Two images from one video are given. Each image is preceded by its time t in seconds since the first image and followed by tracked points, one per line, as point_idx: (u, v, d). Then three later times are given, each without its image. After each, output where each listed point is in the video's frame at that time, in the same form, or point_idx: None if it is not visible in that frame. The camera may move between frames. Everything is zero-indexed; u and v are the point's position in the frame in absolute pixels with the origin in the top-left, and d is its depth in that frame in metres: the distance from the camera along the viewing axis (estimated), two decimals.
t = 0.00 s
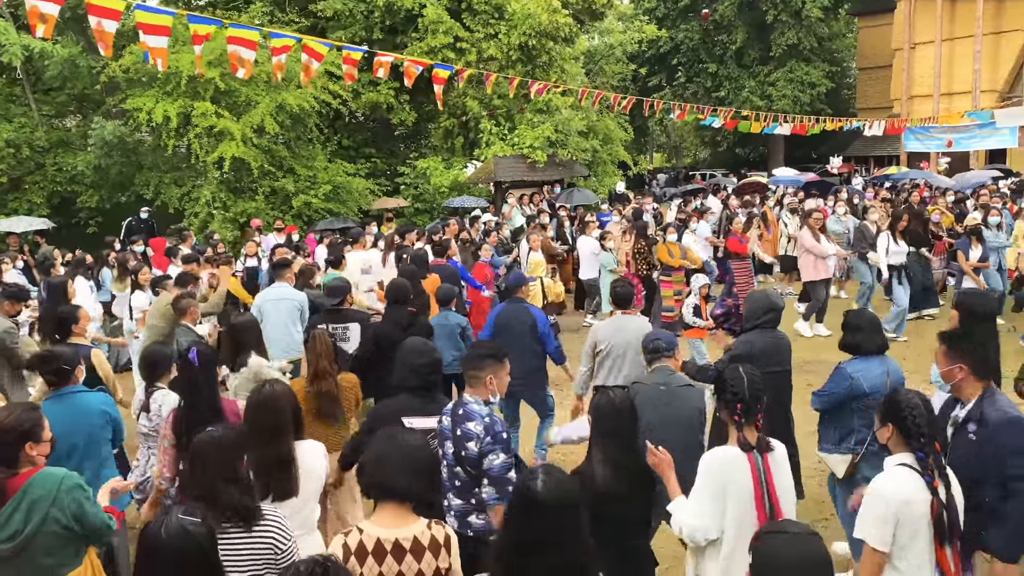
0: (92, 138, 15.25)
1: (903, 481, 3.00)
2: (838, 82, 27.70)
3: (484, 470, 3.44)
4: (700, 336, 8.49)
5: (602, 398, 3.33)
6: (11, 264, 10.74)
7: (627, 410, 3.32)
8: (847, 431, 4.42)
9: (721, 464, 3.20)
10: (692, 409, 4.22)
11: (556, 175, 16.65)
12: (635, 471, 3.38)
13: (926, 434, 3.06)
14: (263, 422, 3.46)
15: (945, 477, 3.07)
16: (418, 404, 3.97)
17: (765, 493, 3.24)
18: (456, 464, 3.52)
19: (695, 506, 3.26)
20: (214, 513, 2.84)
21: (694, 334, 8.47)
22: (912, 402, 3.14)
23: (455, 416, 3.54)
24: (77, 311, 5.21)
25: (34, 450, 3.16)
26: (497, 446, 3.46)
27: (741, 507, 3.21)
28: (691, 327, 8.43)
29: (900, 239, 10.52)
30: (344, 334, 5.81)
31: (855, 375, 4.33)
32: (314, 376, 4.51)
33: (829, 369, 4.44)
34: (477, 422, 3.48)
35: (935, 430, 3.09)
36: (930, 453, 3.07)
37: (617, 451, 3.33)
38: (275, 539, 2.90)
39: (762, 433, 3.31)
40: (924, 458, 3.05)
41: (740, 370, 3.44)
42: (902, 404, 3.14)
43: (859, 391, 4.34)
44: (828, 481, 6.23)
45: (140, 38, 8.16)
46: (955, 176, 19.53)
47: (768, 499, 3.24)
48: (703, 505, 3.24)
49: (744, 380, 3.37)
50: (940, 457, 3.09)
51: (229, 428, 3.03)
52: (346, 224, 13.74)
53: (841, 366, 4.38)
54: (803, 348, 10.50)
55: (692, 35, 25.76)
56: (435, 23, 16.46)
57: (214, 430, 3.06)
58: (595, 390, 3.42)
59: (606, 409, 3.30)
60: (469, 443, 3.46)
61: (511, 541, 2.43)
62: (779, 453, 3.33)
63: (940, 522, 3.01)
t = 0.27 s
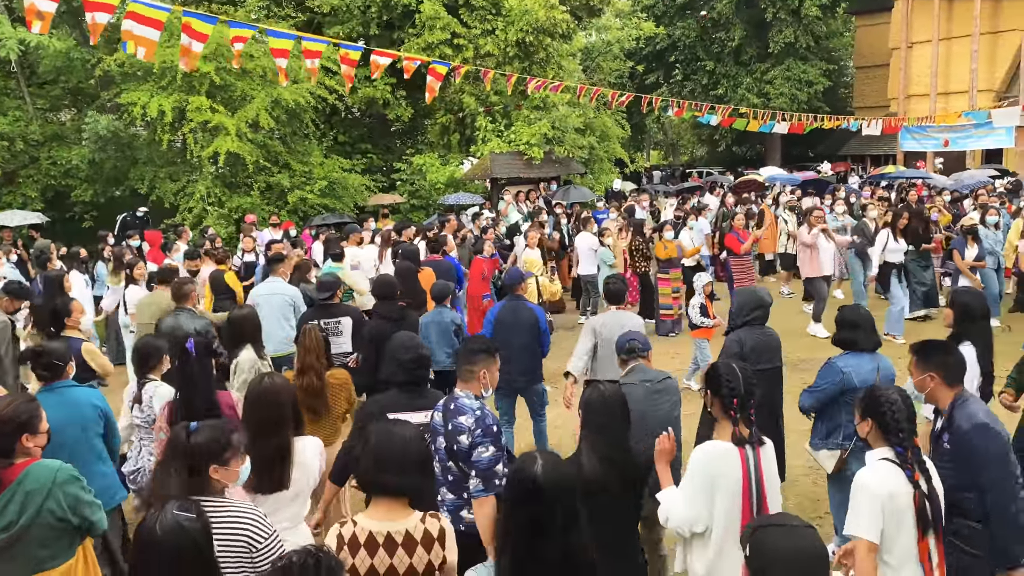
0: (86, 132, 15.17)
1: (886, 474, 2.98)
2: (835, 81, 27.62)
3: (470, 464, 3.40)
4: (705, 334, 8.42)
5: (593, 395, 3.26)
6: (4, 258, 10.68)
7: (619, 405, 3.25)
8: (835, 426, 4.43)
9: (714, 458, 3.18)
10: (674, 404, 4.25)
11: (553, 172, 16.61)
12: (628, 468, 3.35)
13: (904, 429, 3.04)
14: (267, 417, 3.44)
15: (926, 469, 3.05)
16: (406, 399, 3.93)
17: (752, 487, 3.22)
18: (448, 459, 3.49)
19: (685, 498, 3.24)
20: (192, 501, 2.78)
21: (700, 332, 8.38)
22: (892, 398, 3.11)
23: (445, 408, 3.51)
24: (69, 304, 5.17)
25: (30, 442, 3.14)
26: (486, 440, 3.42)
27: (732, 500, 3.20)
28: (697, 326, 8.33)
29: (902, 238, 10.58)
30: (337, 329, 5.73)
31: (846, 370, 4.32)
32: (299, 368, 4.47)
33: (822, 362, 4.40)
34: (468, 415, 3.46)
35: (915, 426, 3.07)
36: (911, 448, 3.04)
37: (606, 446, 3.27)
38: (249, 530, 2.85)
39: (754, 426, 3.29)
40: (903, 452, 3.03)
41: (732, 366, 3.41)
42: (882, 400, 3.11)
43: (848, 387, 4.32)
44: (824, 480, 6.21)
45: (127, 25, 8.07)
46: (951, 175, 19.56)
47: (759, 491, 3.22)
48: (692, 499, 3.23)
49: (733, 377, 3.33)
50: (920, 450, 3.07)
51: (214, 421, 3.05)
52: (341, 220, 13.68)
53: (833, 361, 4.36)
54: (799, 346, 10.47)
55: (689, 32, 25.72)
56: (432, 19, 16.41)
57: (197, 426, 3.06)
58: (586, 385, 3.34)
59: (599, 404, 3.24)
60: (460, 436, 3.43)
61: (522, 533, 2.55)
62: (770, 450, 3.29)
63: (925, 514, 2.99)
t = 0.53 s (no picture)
0: (85, 129, 15.16)
1: (873, 475, 2.99)
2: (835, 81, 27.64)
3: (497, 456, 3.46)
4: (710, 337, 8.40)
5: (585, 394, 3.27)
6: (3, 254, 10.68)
7: (609, 405, 3.25)
8: (823, 425, 4.45)
9: (704, 458, 3.18)
10: (648, 400, 4.24)
11: (552, 171, 16.61)
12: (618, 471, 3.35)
13: (895, 430, 3.05)
14: (260, 416, 3.45)
15: (917, 473, 3.04)
16: (384, 405, 3.92)
17: (746, 489, 3.23)
18: (458, 457, 3.50)
19: (675, 498, 3.25)
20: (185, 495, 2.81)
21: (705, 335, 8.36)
22: (885, 399, 3.11)
23: (453, 406, 3.50)
24: (62, 302, 5.18)
25: (26, 439, 3.18)
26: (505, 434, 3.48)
27: (722, 500, 3.21)
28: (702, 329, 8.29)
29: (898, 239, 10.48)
30: (329, 327, 5.72)
31: (832, 367, 4.33)
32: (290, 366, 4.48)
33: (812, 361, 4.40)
34: (480, 412, 3.48)
35: (906, 426, 3.08)
36: (902, 448, 3.06)
37: (595, 443, 3.29)
38: (224, 533, 2.85)
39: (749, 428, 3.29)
40: (893, 454, 3.04)
41: (729, 368, 3.41)
42: (874, 401, 3.12)
43: (836, 384, 4.34)
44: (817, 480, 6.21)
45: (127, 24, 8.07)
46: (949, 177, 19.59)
47: (748, 491, 3.23)
48: (684, 499, 3.23)
49: (728, 379, 3.32)
50: (911, 453, 3.07)
51: (205, 422, 3.05)
52: (339, 218, 13.69)
53: (821, 359, 4.37)
54: (796, 346, 10.48)
55: (688, 32, 25.71)
56: (432, 17, 16.39)
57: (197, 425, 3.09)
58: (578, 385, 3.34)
59: (589, 405, 3.24)
60: (475, 434, 3.43)
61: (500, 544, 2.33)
62: (764, 450, 3.31)
63: (911, 518, 2.99)
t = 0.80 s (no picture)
0: (84, 128, 15.16)
1: (867, 462, 3.05)
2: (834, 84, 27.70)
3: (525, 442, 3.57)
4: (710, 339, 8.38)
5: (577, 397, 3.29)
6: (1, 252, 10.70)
7: (610, 403, 3.26)
8: (809, 420, 4.51)
9: (703, 461, 3.22)
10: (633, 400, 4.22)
11: (551, 172, 16.63)
12: (610, 475, 3.27)
13: (898, 419, 3.07)
14: (246, 412, 3.51)
15: (918, 465, 3.06)
16: (376, 402, 3.98)
17: (746, 488, 3.26)
18: (481, 460, 3.53)
19: (678, 498, 3.25)
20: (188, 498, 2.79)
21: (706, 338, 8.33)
22: (890, 388, 3.12)
23: (467, 410, 3.56)
24: (57, 299, 5.20)
25: (24, 435, 3.18)
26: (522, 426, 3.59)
27: (723, 502, 3.24)
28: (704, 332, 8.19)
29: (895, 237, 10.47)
30: (329, 321, 5.78)
31: (821, 363, 4.37)
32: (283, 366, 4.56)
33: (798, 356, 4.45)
34: (500, 412, 3.56)
35: (911, 416, 3.08)
36: (905, 439, 3.08)
37: (590, 443, 3.28)
38: (223, 534, 2.84)
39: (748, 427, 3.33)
40: (894, 444, 3.07)
41: (728, 366, 3.45)
42: (878, 389, 3.13)
43: (824, 380, 4.38)
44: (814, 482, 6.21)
45: (130, 27, 8.09)
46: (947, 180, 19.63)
47: (749, 490, 3.26)
48: (687, 501, 3.24)
49: (725, 377, 3.37)
50: (914, 444, 3.08)
51: (203, 421, 3.08)
52: (338, 218, 13.71)
53: (808, 354, 4.42)
54: (793, 347, 10.51)
55: (687, 34, 25.73)
56: (432, 18, 16.43)
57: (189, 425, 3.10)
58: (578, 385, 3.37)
59: (588, 404, 3.25)
60: (502, 433, 3.52)
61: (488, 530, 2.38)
62: (766, 447, 3.34)
63: (903, 507, 3.02)
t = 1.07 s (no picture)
0: (82, 128, 15.14)
1: (855, 469, 3.09)
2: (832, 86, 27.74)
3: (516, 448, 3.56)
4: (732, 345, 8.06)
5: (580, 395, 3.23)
6: None
7: (603, 405, 3.17)
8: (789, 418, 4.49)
9: (694, 463, 3.27)
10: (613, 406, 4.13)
11: (549, 173, 16.64)
12: (608, 481, 3.19)
13: (887, 428, 3.07)
14: (226, 408, 3.50)
15: (909, 474, 3.05)
16: (362, 397, 4.02)
17: (745, 489, 3.25)
18: (475, 461, 3.51)
19: (677, 508, 3.31)
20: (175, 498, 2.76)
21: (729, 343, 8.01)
22: (880, 395, 3.12)
23: (461, 412, 3.56)
24: (54, 298, 5.19)
25: (15, 434, 3.18)
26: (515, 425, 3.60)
27: (718, 504, 3.25)
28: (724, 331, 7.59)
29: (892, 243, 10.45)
30: (326, 325, 5.70)
31: (801, 361, 4.38)
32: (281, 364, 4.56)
33: (775, 355, 4.46)
34: (494, 413, 3.57)
35: (902, 425, 3.08)
36: (895, 447, 3.09)
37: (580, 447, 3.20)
38: (210, 535, 2.88)
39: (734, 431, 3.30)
40: (883, 452, 3.08)
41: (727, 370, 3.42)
42: (869, 397, 3.14)
43: (806, 377, 4.37)
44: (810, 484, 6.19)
45: (131, 31, 8.09)
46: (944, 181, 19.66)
47: (747, 491, 3.24)
48: (684, 505, 3.29)
49: (722, 381, 3.34)
50: (905, 453, 3.08)
51: (184, 423, 3.05)
52: (336, 218, 13.71)
53: (785, 352, 4.44)
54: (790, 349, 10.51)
55: (686, 35, 25.73)
56: (430, 19, 16.44)
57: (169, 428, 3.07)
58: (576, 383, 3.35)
59: (583, 407, 3.17)
60: (495, 434, 3.53)
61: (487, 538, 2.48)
62: (759, 444, 3.31)
63: (892, 516, 3.03)
